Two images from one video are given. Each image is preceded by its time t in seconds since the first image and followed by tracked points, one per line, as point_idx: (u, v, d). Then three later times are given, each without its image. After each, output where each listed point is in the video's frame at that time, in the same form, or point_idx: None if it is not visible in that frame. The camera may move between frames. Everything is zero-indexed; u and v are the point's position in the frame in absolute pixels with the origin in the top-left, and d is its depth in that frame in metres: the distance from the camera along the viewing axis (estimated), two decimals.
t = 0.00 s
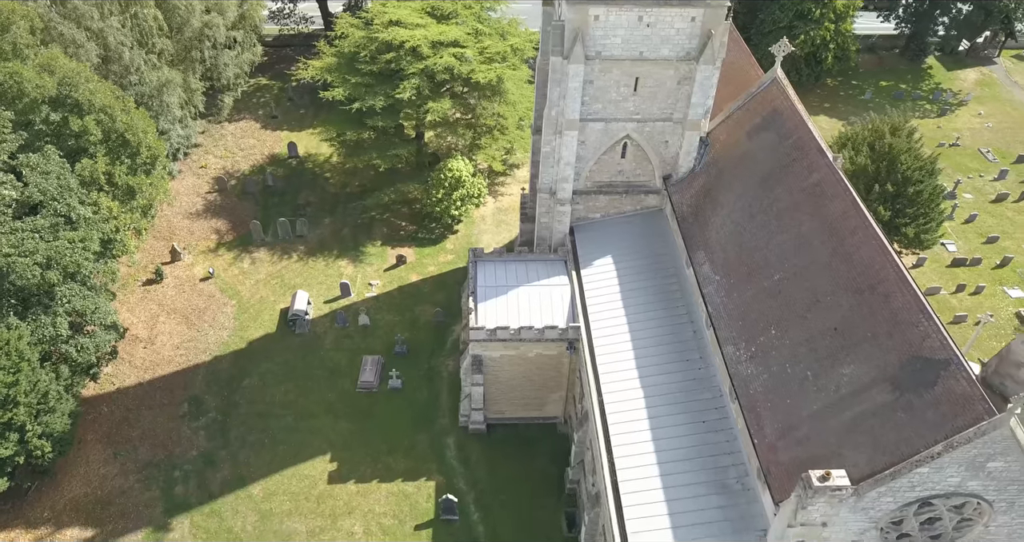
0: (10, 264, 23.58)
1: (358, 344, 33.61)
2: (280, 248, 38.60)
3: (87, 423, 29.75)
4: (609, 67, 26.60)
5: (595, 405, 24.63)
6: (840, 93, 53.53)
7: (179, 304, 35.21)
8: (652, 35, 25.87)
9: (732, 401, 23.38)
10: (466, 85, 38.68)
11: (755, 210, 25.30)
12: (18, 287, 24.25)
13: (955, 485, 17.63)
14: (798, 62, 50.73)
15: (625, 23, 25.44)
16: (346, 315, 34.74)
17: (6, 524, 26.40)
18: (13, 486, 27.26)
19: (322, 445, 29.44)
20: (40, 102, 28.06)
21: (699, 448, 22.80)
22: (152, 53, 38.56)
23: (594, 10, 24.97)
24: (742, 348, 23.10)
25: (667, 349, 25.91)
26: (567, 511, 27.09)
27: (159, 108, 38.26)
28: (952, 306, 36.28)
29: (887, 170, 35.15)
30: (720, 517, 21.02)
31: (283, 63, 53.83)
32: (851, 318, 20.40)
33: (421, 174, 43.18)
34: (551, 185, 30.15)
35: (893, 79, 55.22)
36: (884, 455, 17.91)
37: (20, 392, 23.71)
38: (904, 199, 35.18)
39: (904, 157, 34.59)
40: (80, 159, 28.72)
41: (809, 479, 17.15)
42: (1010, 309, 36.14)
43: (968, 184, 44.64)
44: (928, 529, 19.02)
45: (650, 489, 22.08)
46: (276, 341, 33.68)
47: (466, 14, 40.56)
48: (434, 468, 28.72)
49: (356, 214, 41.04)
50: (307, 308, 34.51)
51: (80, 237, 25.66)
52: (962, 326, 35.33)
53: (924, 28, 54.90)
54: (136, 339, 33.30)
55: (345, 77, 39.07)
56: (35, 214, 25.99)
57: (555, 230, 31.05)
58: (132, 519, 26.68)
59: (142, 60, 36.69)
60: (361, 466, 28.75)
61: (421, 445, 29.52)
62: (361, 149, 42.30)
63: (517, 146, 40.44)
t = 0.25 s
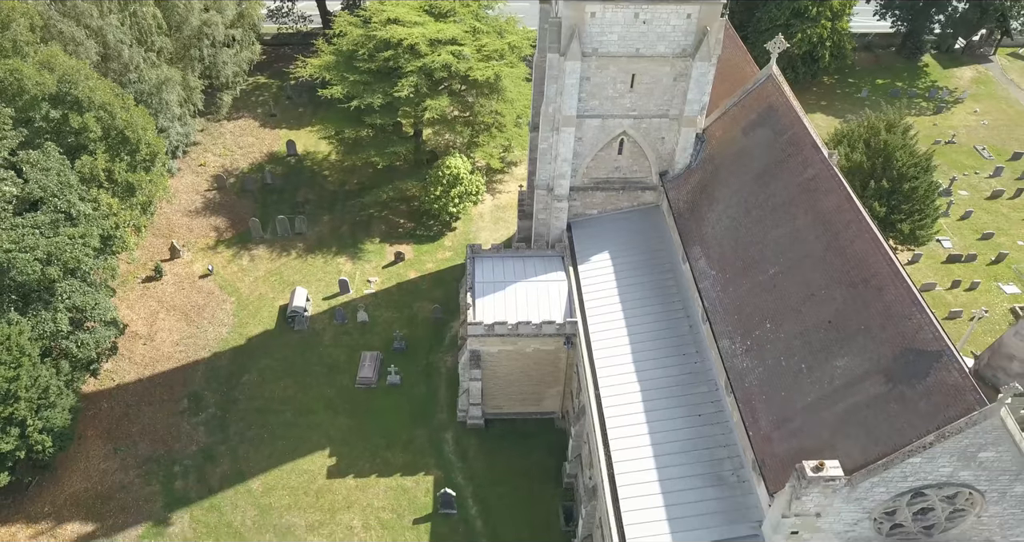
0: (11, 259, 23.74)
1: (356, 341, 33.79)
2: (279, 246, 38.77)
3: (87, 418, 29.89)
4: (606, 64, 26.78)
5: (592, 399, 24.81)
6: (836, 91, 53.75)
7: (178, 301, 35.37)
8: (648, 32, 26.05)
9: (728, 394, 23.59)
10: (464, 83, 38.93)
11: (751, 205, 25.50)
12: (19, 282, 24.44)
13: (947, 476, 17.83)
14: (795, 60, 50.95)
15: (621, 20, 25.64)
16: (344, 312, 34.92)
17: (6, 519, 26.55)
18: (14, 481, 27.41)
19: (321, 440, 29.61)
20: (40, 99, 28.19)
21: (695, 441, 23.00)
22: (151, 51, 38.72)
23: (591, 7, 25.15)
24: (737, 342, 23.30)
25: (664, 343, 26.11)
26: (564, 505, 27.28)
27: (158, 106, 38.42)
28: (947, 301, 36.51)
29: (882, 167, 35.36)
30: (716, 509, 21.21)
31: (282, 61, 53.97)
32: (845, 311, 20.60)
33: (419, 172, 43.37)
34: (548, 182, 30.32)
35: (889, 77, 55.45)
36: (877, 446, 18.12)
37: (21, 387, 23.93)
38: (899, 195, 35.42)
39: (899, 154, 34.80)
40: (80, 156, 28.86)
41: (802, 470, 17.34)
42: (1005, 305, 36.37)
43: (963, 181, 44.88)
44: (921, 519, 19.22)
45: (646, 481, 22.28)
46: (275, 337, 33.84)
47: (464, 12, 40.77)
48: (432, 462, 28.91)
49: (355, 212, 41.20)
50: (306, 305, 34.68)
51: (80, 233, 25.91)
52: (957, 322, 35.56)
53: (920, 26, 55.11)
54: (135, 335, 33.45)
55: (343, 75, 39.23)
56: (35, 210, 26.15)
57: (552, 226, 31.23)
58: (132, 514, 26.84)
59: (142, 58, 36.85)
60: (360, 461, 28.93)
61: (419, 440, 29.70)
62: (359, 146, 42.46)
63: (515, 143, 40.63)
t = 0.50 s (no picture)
0: (11, 255, 23.89)
1: (355, 337, 33.96)
2: (278, 243, 38.94)
3: (87, 414, 30.05)
4: (603, 61, 26.96)
5: (589, 392, 25.01)
6: (832, 89, 53.97)
7: (177, 298, 35.52)
8: (644, 29, 26.25)
9: (723, 387, 23.80)
10: (462, 81, 39.19)
11: (746, 201, 25.71)
12: (19, 278, 24.58)
13: (939, 466, 18.04)
14: (791, 58, 51.13)
15: (617, 17, 25.84)
16: (343, 309, 35.10)
17: (7, 513, 26.71)
18: (14, 476, 27.58)
19: (320, 435, 29.79)
20: (40, 96, 28.30)
21: (691, 434, 23.21)
22: (150, 49, 38.87)
23: (587, 4, 25.34)
24: (733, 336, 23.50)
25: (660, 338, 26.31)
26: (561, 499, 27.47)
27: (157, 103, 38.61)
28: (942, 297, 36.76)
29: (878, 163, 35.56)
30: (711, 500, 21.42)
31: (280, 60, 54.11)
32: (839, 304, 20.80)
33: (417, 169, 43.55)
34: (546, 178, 30.52)
35: (885, 75, 55.67)
36: (870, 437, 18.32)
37: (22, 382, 24.04)
38: (894, 191, 35.59)
39: (895, 151, 35.00)
40: (80, 153, 29.05)
41: (796, 461, 17.54)
42: (1000, 301, 36.60)
43: (959, 178, 45.13)
44: (914, 510, 19.42)
45: (642, 474, 22.48)
46: (274, 333, 34.02)
47: (461, 11, 40.97)
48: (430, 457, 29.09)
49: (353, 209, 41.37)
50: (304, 302, 34.86)
51: (80, 229, 26.05)
52: (952, 318, 35.80)
53: (916, 24, 55.34)
54: (135, 332, 33.60)
55: (341, 73, 39.41)
56: (35, 206, 26.32)
57: (550, 223, 31.41)
58: (132, 509, 26.99)
59: (141, 56, 37.01)
60: (358, 456, 29.11)
61: (418, 435, 29.89)
62: (357, 144, 42.62)
63: (512, 141, 40.81)
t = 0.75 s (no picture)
0: (13, 250, 24.05)
1: (353, 333, 34.12)
2: (276, 240, 39.10)
3: (87, 409, 30.21)
4: (599, 57, 27.14)
5: (586, 386, 25.21)
6: (829, 87, 54.19)
7: (177, 295, 35.68)
8: (641, 25, 26.45)
9: (719, 380, 24.01)
10: (460, 79, 39.46)
11: (742, 196, 25.92)
12: (20, 274, 24.74)
13: (932, 456, 18.24)
14: (788, 56, 51.34)
15: (613, 14, 26.02)
16: (342, 305, 35.27)
17: (8, 508, 26.88)
18: (16, 470, 27.76)
19: (319, 430, 29.96)
20: (40, 93, 28.45)
21: (687, 427, 23.42)
22: (149, 47, 39.03)
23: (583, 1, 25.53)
24: (728, 329, 23.71)
25: (656, 332, 26.51)
26: (559, 493, 27.66)
27: (156, 101, 38.49)
28: (937, 293, 36.99)
29: (873, 160, 35.78)
30: (707, 492, 21.63)
31: (279, 58, 54.26)
32: (833, 297, 21.00)
33: (415, 167, 43.72)
34: (543, 174, 30.70)
35: (882, 73, 55.90)
36: (864, 428, 18.52)
37: (23, 376, 24.20)
38: (890, 188, 35.76)
39: (890, 147, 35.21)
40: (80, 149, 29.21)
41: (790, 451, 17.74)
42: (995, 296, 36.84)
43: (954, 175, 45.36)
44: (907, 500, 19.62)
45: (639, 466, 22.68)
46: (273, 330, 34.18)
47: (459, 9, 41.39)
48: (429, 452, 29.28)
49: (352, 206, 41.53)
50: (303, 298, 35.04)
51: (80, 225, 26.23)
52: (947, 313, 36.03)
53: (912, 23, 55.59)
54: (135, 328, 33.76)
55: (340, 71, 39.58)
56: (36, 202, 26.48)
57: (547, 219, 31.60)
58: (132, 503, 27.17)
59: (140, 53, 37.16)
60: (357, 450, 29.29)
61: (416, 430, 30.06)
62: (356, 142, 42.78)
63: (510, 138, 40.99)
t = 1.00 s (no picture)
0: (13, 246, 24.25)
1: (352, 329, 34.29)
2: (275, 237, 39.27)
3: (88, 405, 30.35)
4: (596, 54, 27.33)
5: (584, 380, 25.39)
6: (826, 85, 54.39)
7: (176, 292, 35.83)
8: (637, 22, 26.65)
9: (715, 374, 24.21)
10: (458, 77, 39.72)
11: (738, 191, 26.11)
12: (21, 269, 24.90)
13: (925, 446, 18.43)
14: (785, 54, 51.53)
15: (610, 11, 26.21)
16: (341, 301, 35.44)
17: (10, 502, 27.04)
18: (17, 465, 27.93)
19: (318, 425, 30.13)
20: (40, 90, 28.63)
21: (683, 420, 23.61)
22: (149, 45, 39.19)
23: None
24: (724, 323, 23.90)
25: (653, 327, 26.71)
26: (557, 487, 27.85)
27: (156, 98, 38.79)
28: (933, 289, 37.20)
29: (869, 157, 35.98)
30: (703, 484, 21.82)
31: (278, 57, 54.43)
32: (828, 291, 21.19)
33: (414, 164, 43.89)
34: (541, 170, 30.89)
35: (878, 71, 56.11)
36: (858, 419, 18.72)
37: (24, 371, 24.35)
38: (885, 184, 35.94)
39: (886, 144, 35.41)
40: (80, 146, 29.35)
41: (785, 442, 17.93)
42: (991, 292, 37.05)
43: (950, 172, 45.59)
44: (901, 491, 19.81)
45: (636, 459, 22.87)
46: (272, 326, 34.34)
47: (457, 7, 41.58)
48: (427, 446, 29.45)
49: (351, 204, 41.70)
50: (303, 295, 35.20)
51: (80, 221, 26.40)
52: (943, 309, 36.24)
53: (908, 21, 55.83)
54: (135, 325, 33.92)
55: (338, 69, 39.74)
56: (36, 198, 26.63)
57: (545, 215, 31.78)
58: (133, 498, 27.33)
59: (140, 51, 37.32)
60: (356, 445, 29.46)
61: (415, 425, 30.24)
62: (354, 139, 42.95)
63: (508, 136, 41.17)
